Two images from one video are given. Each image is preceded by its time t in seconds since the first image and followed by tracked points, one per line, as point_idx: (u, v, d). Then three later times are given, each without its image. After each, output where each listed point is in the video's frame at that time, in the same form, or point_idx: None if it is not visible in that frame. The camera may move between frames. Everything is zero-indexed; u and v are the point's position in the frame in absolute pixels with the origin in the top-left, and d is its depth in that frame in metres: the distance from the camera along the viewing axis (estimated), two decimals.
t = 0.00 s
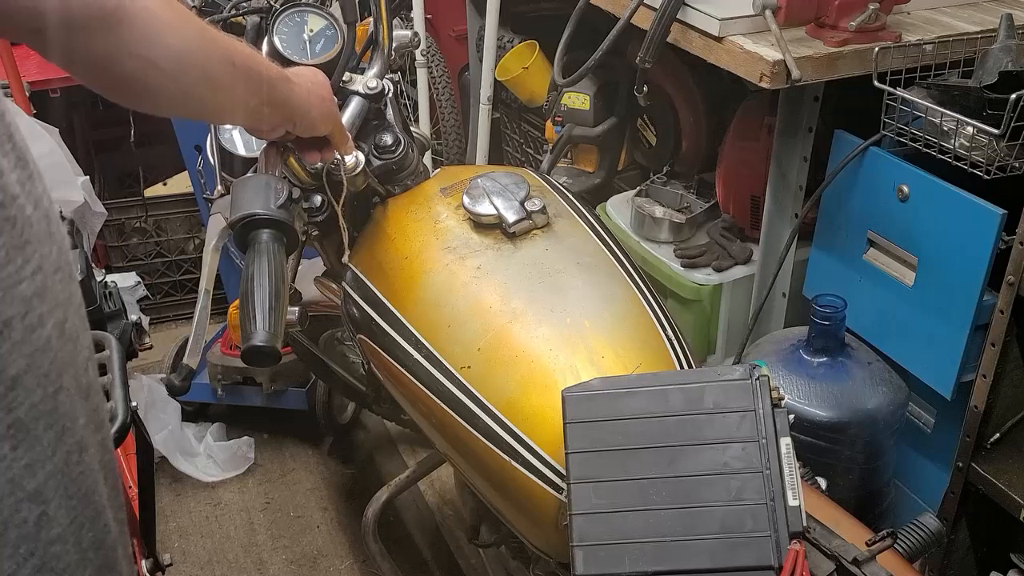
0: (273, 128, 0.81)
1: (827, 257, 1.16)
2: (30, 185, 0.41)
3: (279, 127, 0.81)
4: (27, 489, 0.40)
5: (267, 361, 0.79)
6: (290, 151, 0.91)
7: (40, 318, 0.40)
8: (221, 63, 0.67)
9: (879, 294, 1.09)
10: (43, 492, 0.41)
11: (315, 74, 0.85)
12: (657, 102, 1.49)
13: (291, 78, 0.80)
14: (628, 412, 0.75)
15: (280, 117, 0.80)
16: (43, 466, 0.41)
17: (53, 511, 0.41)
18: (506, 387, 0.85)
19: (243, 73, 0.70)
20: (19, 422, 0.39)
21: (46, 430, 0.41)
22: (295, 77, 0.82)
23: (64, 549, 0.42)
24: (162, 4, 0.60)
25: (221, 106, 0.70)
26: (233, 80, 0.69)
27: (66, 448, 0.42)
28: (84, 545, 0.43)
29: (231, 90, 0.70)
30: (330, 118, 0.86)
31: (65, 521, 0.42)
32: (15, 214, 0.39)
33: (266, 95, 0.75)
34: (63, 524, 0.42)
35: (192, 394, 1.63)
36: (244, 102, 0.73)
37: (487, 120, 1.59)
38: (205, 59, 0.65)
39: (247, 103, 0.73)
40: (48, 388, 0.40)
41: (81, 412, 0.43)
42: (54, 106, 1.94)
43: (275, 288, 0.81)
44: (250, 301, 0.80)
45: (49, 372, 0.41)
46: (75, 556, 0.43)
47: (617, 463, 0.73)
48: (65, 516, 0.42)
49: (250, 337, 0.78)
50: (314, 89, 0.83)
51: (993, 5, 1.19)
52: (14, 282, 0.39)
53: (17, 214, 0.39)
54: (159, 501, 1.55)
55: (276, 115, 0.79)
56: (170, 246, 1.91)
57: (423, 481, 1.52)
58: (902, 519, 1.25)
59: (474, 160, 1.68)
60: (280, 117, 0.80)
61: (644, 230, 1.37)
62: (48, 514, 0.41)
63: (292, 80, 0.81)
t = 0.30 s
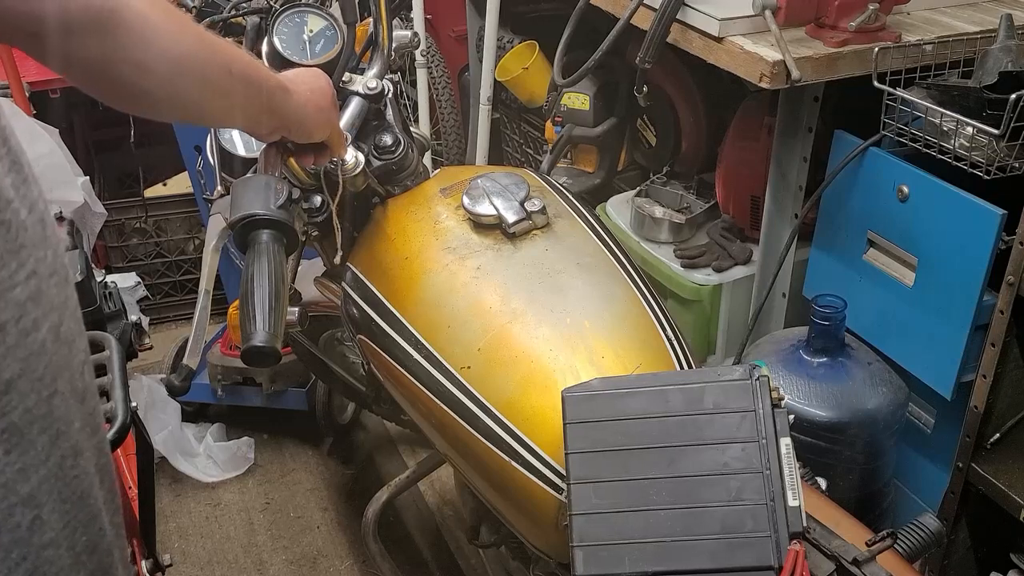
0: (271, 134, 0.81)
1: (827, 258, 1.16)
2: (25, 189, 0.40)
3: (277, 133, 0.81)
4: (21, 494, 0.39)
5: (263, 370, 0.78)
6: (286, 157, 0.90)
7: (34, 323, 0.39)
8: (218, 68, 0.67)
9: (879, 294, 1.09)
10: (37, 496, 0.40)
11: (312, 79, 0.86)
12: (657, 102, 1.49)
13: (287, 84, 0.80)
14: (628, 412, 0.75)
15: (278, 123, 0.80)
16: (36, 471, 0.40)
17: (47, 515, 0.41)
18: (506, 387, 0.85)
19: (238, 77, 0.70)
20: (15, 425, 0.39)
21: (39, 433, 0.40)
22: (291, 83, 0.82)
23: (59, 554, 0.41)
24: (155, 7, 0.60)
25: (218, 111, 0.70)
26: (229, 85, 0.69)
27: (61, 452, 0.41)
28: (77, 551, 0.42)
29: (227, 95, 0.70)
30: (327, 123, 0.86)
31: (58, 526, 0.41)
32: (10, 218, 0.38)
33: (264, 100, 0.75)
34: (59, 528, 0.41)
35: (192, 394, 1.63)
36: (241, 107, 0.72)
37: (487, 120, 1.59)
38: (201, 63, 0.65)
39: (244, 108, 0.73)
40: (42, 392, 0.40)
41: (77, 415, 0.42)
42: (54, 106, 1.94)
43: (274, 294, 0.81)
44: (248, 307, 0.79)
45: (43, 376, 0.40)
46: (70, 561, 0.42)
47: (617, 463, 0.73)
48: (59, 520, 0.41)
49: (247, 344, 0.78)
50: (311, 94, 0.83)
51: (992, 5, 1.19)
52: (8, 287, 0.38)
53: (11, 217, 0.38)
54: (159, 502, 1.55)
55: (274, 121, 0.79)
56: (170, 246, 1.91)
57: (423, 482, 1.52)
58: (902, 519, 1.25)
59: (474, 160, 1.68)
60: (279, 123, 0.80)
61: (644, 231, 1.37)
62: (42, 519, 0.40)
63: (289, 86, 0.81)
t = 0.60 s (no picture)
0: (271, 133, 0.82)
1: (827, 258, 1.16)
2: (23, 191, 0.39)
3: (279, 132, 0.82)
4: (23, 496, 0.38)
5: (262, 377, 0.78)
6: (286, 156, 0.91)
7: (33, 324, 0.38)
8: (214, 68, 0.67)
9: (879, 294, 1.09)
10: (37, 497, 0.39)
11: (312, 80, 0.86)
12: (657, 103, 1.49)
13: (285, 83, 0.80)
14: (629, 413, 0.75)
15: (279, 122, 0.80)
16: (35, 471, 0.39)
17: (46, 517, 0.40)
18: (506, 387, 0.85)
19: (236, 77, 0.70)
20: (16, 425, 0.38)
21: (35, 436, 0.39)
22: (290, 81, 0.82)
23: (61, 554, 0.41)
24: (150, 7, 0.59)
25: (217, 111, 0.70)
26: (228, 85, 0.69)
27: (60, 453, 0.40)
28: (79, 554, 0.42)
29: (225, 95, 0.70)
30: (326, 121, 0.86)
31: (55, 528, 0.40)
32: (7, 220, 0.37)
33: (263, 100, 0.75)
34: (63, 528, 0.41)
35: (192, 395, 1.63)
36: (240, 107, 0.73)
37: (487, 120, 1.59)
38: (198, 63, 0.65)
39: (243, 108, 0.73)
40: (40, 393, 0.39)
41: (76, 417, 0.41)
42: (54, 107, 1.94)
43: (273, 297, 0.81)
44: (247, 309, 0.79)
45: (40, 376, 0.39)
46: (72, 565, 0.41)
47: (617, 464, 0.73)
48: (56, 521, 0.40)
49: (246, 347, 0.77)
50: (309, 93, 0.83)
51: (992, 5, 1.19)
52: (6, 289, 0.37)
53: (9, 220, 0.37)
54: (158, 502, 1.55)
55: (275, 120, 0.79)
56: (170, 247, 1.91)
57: (423, 482, 1.52)
58: (902, 519, 1.25)
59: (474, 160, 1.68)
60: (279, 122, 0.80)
61: (644, 231, 1.37)
62: (41, 519, 0.39)
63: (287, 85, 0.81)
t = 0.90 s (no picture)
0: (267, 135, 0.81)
1: (827, 258, 1.16)
2: (26, 190, 0.40)
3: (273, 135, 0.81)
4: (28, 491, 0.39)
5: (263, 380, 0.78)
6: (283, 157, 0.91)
7: (38, 322, 0.39)
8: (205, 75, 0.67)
9: (879, 294, 1.09)
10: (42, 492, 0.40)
11: (313, 83, 0.85)
12: (657, 103, 1.49)
13: (282, 87, 0.80)
14: (628, 413, 0.75)
15: (273, 125, 0.80)
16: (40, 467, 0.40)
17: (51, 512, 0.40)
18: (506, 388, 0.85)
19: (228, 82, 0.70)
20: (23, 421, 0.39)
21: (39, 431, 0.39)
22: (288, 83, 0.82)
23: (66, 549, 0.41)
24: (136, 18, 0.59)
25: (209, 117, 0.70)
26: (220, 91, 0.69)
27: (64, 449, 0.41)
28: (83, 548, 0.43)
29: (217, 100, 0.69)
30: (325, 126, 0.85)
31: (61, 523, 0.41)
32: (13, 219, 0.38)
33: (255, 106, 0.75)
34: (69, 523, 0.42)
35: (192, 395, 1.63)
36: (233, 111, 0.72)
37: (487, 121, 1.59)
38: (188, 71, 0.65)
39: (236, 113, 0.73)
40: (45, 391, 0.39)
41: (79, 414, 0.42)
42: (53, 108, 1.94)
43: (274, 298, 0.81)
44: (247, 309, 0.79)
45: (43, 374, 0.39)
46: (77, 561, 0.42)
47: (617, 464, 0.73)
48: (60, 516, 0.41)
49: (246, 348, 0.77)
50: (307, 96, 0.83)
51: (991, 6, 1.19)
52: (11, 287, 0.38)
53: (14, 218, 0.38)
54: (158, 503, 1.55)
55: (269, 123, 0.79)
56: (170, 248, 1.91)
57: (423, 483, 1.52)
58: (902, 520, 1.25)
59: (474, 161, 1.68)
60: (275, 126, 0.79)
61: (644, 231, 1.37)
62: (47, 515, 0.40)
63: (284, 89, 0.80)
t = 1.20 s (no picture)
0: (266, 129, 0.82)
1: (827, 259, 1.16)
2: (26, 186, 0.40)
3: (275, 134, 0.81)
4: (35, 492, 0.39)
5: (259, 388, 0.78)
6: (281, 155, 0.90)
7: (38, 317, 0.39)
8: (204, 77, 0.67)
9: (879, 295, 1.09)
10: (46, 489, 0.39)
11: (320, 84, 0.84)
12: (657, 103, 1.49)
13: (285, 87, 0.79)
14: (628, 414, 0.75)
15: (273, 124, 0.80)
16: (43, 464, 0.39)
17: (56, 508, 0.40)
18: (506, 388, 0.85)
19: (229, 84, 0.69)
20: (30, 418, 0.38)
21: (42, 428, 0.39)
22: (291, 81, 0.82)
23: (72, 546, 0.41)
24: (133, 18, 0.59)
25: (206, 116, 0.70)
26: (220, 93, 0.69)
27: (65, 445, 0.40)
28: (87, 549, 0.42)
29: (216, 101, 0.69)
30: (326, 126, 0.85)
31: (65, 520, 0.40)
32: (13, 215, 0.38)
33: (255, 106, 0.74)
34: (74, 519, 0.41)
35: (192, 396, 1.63)
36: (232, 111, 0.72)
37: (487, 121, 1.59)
38: (186, 75, 0.65)
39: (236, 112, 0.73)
40: (47, 387, 0.39)
41: (81, 410, 0.42)
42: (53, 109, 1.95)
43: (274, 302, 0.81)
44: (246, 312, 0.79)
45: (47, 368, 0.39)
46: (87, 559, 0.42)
47: (617, 464, 0.73)
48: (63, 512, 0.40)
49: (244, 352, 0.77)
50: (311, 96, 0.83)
51: (992, 6, 1.19)
52: (11, 282, 0.38)
53: (15, 214, 0.38)
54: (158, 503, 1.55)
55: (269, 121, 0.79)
56: (170, 248, 1.91)
57: (423, 483, 1.52)
58: (902, 520, 1.25)
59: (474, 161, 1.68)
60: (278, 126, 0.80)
61: (644, 232, 1.37)
62: (50, 511, 0.40)
63: (286, 88, 0.80)
